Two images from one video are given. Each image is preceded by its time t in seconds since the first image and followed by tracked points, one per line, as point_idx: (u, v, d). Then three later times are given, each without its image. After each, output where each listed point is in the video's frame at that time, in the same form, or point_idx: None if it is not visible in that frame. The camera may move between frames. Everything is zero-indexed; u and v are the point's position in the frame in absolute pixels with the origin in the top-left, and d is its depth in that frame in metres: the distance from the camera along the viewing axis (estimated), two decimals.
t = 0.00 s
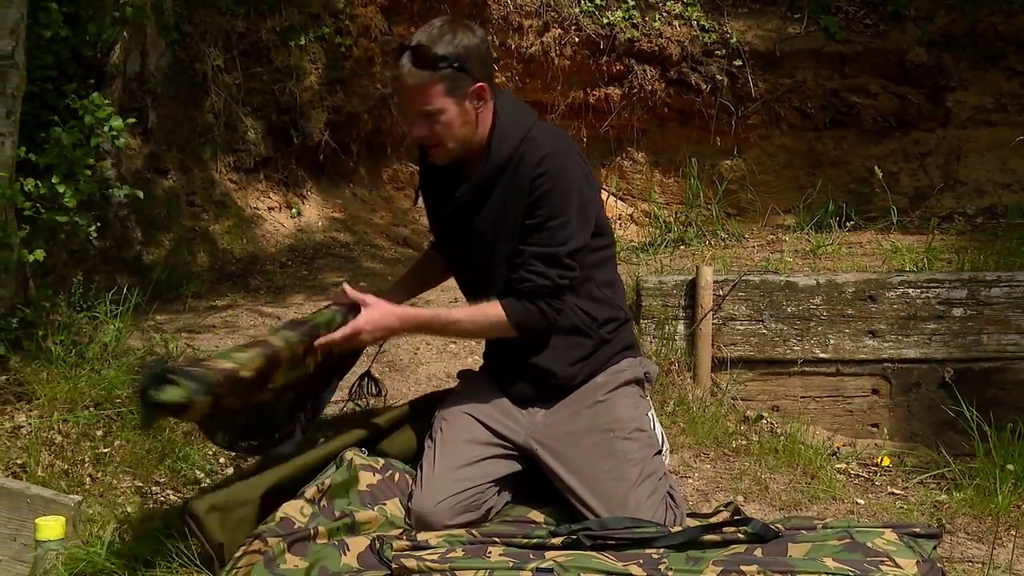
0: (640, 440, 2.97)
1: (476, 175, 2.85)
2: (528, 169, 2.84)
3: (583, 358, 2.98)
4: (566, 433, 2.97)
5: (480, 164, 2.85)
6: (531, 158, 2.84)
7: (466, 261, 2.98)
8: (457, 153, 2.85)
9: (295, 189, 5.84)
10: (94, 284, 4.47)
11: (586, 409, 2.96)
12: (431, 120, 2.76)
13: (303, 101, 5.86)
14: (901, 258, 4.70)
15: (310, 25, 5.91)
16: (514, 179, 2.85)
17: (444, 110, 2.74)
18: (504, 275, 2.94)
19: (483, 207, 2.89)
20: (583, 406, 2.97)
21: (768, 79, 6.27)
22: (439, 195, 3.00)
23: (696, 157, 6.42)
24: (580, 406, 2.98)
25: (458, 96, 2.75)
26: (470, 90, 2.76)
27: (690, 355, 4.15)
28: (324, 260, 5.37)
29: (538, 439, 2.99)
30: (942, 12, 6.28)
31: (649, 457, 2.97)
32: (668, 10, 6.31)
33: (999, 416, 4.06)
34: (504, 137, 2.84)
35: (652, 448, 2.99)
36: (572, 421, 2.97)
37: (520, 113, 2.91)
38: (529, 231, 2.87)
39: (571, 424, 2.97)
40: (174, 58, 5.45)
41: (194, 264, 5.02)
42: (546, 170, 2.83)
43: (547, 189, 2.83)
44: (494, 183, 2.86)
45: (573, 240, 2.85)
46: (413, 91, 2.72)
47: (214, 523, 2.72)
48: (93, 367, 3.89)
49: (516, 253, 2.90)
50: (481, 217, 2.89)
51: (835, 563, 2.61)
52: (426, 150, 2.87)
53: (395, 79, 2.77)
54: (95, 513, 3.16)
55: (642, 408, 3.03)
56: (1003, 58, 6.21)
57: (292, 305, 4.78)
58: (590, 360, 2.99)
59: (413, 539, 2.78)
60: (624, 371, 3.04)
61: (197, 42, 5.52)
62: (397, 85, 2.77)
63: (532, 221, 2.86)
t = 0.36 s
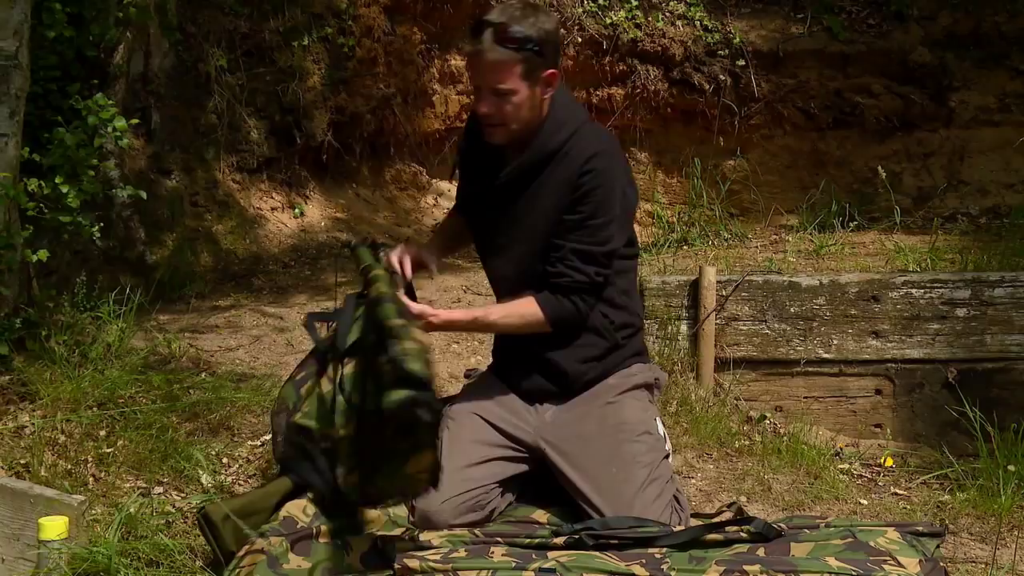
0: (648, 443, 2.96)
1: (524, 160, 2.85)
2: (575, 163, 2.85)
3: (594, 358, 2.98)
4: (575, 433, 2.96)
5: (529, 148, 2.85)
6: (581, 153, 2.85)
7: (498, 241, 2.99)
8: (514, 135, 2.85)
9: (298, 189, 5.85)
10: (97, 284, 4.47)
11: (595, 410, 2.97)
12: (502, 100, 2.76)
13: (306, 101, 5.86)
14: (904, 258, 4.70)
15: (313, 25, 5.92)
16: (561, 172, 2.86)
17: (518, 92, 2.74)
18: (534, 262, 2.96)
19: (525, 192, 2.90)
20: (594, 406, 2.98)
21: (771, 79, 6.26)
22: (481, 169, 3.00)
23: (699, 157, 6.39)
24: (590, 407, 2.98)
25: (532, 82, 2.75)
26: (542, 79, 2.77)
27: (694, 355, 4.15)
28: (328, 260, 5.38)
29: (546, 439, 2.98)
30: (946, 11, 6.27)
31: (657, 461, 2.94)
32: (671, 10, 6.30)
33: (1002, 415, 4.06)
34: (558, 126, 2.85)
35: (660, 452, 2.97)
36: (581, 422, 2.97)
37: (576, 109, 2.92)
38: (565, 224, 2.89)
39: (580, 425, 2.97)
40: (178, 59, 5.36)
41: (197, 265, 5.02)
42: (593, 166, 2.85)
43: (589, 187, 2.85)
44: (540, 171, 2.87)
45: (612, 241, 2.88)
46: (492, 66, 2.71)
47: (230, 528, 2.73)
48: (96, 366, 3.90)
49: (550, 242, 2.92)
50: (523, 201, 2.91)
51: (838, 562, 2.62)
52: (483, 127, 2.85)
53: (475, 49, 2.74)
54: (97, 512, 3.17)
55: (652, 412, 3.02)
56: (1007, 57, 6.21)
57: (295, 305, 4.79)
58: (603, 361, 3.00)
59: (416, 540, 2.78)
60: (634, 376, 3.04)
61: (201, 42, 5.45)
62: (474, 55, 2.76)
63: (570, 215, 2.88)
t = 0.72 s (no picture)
0: (654, 445, 3.00)
1: (589, 160, 2.76)
2: (639, 169, 2.78)
3: (613, 365, 2.96)
4: (585, 432, 2.95)
5: (594, 150, 2.76)
6: (645, 160, 2.78)
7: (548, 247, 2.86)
8: (581, 136, 2.77)
9: (299, 190, 5.85)
10: (97, 285, 4.47)
11: (606, 411, 2.96)
12: (583, 97, 2.68)
13: (306, 102, 5.85)
14: (905, 259, 4.71)
15: (314, 25, 5.92)
16: (624, 178, 2.77)
17: (601, 90, 2.67)
18: (585, 272, 2.82)
19: (583, 196, 2.80)
20: (605, 406, 2.97)
21: (772, 79, 6.26)
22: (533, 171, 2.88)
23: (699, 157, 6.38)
24: (601, 407, 2.97)
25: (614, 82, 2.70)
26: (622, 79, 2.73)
27: (695, 355, 4.14)
28: (328, 260, 5.38)
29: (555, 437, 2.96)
30: (947, 12, 6.27)
31: (663, 464, 2.98)
32: (672, 10, 6.31)
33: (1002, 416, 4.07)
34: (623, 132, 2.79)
35: (665, 455, 3.02)
36: (591, 422, 2.96)
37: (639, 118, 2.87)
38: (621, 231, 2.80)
39: (590, 424, 2.96)
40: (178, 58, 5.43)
41: (197, 265, 5.01)
42: (655, 174, 2.77)
43: (649, 194, 2.76)
44: (601, 174, 2.78)
45: (667, 255, 2.78)
46: (577, 60, 2.64)
47: (226, 528, 2.75)
48: (97, 367, 3.90)
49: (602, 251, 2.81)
50: (581, 205, 2.81)
51: (838, 562, 2.61)
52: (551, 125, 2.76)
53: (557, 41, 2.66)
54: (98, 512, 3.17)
55: (658, 416, 3.06)
56: (1007, 57, 6.21)
57: (295, 305, 4.79)
58: (615, 368, 2.99)
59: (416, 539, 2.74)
60: (644, 381, 3.04)
61: (201, 42, 5.49)
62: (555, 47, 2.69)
63: (626, 222, 2.79)
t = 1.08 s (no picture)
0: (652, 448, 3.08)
1: (640, 172, 2.76)
2: (682, 176, 2.82)
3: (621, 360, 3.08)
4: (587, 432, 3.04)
5: (643, 160, 2.76)
6: (687, 167, 2.82)
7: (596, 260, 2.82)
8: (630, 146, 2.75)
9: (295, 191, 5.84)
10: (92, 286, 4.46)
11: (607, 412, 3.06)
12: (638, 106, 2.65)
13: (302, 103, 5.82)
14: (900, 259, 4.72)
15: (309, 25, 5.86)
16: (670, 186, 2.81)
17: (655, 98, 2.66)
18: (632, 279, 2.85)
19: (632, 208, 2.80)
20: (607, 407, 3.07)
21: (768, 80, 6.27)
22: (573, 186, 2.80)
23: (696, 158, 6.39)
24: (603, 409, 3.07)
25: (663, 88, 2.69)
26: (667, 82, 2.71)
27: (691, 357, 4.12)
28: (325, 261, 5.38)
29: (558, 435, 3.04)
30: (942, 13, 6.25)
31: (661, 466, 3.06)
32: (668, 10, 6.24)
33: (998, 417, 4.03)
34: (662, 138, 2.81)
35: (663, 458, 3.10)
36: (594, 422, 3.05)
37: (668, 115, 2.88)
38: (668, 238, 2.86)
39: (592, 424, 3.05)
40: (174, 60, 5.39)
41: (194, 266, 5.00)
42: (697, 181, 2.84)
43: (693, 201, 2.84)
44: (649, 184, 2.78)
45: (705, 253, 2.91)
46: (637, 69, 2.60)
47: (220, 529, 2.80)
48: (92, 368, 3.90)
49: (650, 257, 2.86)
50: (629, 216, 2.81)
51: (832, 561, 2.60)
52: (602, 137, 2.71)
53: (613, 52, 2.60)
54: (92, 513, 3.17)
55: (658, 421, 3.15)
56: (1002, 58, 6.20)
57: (291, 306, 4.79)
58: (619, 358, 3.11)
59: (412, 540, 2.70)
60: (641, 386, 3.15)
61: (197, 44, 5.44)
62: (608, 56, 2.62)
63: (673, 229, 2.86)
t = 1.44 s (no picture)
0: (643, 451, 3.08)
1: (655, 156, 2.63)
2: (695, 156, 2.71)
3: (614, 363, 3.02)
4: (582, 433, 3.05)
5: (657, 144, 2.64)
6: (699, 147, 2.72)
7: (616, 248, 2.68)
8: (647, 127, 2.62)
9: (287, 191, 5.84)
10: (85, 286, 4.45)
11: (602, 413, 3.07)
12: (658, 85, 2.53)
13: (295, 103, 5.80)
14: (892, 260, 4.74)
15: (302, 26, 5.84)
16: (685, 167, 2.70)
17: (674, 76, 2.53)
18: (647, 269, 2.72)
19: (651, 191, 2.67)
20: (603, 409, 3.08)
21: (760, 81, 6.29)
22: (587, 174, 2.66)
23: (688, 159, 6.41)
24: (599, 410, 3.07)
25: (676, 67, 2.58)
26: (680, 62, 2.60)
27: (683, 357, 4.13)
28: (318, 262, 5.38)
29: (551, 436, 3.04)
30: (934, 14, 6.29)
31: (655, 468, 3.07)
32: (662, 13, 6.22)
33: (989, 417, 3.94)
34: (672, 119, 2.70)
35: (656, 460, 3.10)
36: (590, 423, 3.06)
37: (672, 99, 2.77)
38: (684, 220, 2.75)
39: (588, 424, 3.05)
40: (166, 61, 5.29)
41: (187, 267, 5.00)
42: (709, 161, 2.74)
43: (707, 182, 2.74)
44: (663, 169, 2.66)
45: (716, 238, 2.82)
46: (657, 47, 2.47)
47: (213, 529, 2.75)
48: (85, 368, 3.89)
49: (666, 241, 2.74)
50: (645, 203, 2.68)
51: (825, 561, 2.61)
52: (621, 120, 2.56)
53: (631, 29, 2.46)
54: (83, 514, 3.15)
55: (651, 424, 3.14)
56: (994, 60, 6.23)
57: (284, 307, 4.80)
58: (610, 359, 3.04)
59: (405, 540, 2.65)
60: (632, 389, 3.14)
61: (190, 44, 5.39)
62: (625, 34, 2.48)
63: (688, 211, 2.75)
